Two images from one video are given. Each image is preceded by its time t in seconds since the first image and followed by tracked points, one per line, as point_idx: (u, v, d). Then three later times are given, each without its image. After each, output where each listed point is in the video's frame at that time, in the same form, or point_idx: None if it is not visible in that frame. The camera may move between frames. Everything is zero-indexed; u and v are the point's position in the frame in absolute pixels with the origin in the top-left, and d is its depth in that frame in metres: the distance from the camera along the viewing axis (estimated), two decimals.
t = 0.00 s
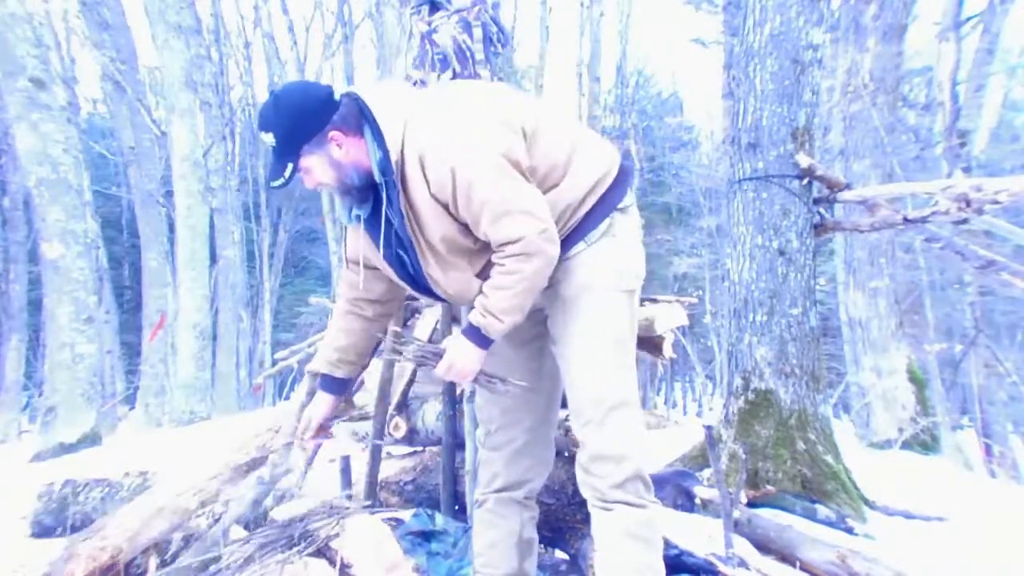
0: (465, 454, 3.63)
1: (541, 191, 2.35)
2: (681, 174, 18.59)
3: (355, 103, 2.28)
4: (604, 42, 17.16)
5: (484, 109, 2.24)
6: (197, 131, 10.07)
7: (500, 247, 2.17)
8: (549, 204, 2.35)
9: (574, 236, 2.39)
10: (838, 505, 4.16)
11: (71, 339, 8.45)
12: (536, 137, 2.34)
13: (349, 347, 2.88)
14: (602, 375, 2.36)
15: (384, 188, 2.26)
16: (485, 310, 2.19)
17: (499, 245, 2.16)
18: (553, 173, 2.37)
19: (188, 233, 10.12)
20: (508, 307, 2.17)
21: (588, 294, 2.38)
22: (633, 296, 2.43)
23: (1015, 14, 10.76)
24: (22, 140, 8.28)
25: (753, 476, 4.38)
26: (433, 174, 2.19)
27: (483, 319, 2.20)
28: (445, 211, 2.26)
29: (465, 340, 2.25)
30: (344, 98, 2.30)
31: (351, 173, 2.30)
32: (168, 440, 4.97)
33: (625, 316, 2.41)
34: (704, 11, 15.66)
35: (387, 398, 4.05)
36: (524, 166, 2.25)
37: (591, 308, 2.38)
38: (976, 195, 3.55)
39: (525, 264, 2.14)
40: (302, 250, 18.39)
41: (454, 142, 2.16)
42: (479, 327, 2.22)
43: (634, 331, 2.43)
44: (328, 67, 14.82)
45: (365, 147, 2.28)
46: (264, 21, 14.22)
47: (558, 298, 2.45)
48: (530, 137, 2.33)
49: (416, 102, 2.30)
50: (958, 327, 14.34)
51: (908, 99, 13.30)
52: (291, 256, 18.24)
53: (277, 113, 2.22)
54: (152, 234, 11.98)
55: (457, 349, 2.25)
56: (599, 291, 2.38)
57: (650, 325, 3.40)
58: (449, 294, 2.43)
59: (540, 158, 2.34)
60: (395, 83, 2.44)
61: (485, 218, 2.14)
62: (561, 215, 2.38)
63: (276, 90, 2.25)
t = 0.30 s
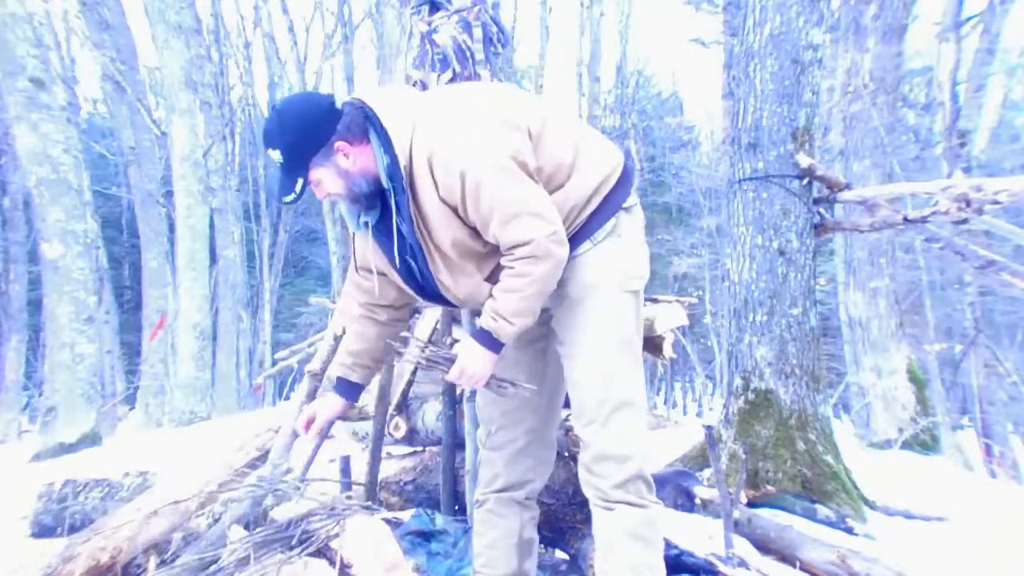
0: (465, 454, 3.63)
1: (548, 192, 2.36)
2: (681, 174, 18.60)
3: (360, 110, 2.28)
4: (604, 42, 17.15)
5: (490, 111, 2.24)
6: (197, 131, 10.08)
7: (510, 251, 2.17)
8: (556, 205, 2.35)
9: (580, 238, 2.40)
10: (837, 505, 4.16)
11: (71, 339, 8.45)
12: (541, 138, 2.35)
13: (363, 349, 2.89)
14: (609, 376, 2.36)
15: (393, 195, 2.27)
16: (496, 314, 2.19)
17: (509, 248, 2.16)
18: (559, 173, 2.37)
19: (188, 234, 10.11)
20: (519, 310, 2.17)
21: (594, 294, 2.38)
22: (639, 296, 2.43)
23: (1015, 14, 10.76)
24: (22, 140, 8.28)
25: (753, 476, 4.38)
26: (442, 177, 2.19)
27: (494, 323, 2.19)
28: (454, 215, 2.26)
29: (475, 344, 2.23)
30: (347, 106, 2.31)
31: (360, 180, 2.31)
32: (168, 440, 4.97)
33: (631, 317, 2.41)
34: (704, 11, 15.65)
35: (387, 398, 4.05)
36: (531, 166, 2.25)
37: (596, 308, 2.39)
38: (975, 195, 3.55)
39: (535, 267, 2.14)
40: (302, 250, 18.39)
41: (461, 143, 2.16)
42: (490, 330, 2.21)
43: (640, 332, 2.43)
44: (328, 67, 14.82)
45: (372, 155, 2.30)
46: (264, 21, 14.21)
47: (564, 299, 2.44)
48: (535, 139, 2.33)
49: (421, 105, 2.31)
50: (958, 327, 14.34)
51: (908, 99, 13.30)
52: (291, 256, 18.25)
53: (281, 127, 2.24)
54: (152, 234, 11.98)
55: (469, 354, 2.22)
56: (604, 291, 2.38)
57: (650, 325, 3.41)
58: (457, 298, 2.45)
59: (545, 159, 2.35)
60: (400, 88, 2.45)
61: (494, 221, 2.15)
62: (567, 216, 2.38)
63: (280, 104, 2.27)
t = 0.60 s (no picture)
0: (465, 454, 3.63)
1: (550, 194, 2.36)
2: (681, 174, 18.61)
3: (358, 124, 2.27)
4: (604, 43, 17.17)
5: (490, 115, 2.24)
6: (198, 131, 10.09)
7: (514, 254, 2.18)
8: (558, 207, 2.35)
9: (581, 238, 2.40)
10: (837, 505, 4.16)
11: (71, 339, 8.45)
12: (541, 140, 2.35)
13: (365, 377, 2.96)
14: (612, 375, 2.36)
15: (394, 206, 2.26)
16: (505, 317, 2.20)
17: (513, 250, 2.16)
18: (559, 174, 2.37)
19: (188, 234, 10.12)
20: (527, 313, 2.18)
21: (597, 293, 2.38)
22: (642, 295, 2.44)
23: (1016, 14, 10.75)
24: (22, 140, 8.29)
25: (753, 476, 4.38)
26: (443, 183, 2.19)
27: (503, 326, 2.21)
28: (457, 220, 2.27)
29: (487, 348, 2.24)
30: (346, 120, 2.30)
31: (361, 194, 2.30)
32: (168, 440, 4.98)
33: (634, 316, 2.41)
34: (704, 11, 15.67)
35: (388, 398, 4.05)
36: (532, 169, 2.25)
37: (598, 307, 2.39)
38: (976, 195, 3.55)
39: (541, 269, 2.15)
40: (302, 250, 18.40)
41: (461, 148, 2.16)
42: (500, 334, 2.22)
43: (643, 331, 2.44)
44: (328, 67, 14.83)
45: (373, 167, 2.29)
46: (264, 21, 14.23)
47: (566, 300, 2.45)
48: (535, 140, 2.33)
49: (418, 114, 2.31)
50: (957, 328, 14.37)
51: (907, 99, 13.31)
52: (291, 256, 18.26)
53: (283, 146, 2.22)
54: (152, 234, 11.99)
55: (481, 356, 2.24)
56: (606, 290, 2.39)
57: (650, 325, 3.37)
58: (462, 304, 2.45)
59: (546, 160, 2.35)
60: (395, 98, 2.44)
61: (497, 225, 2.15)
62: (570, 217, 2.38)
63: (278, 121, 2.26)
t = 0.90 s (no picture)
0: (465, 455, 3.62)
1: (550, 191, 2.35)
2: (681, 174, 18.60)
3: (364, 104, 2.27)
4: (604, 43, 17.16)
5: (495, 110, 2.24)
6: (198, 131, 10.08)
7: (512, 250, 2.17)
8: (558, 204, 2.35)
9: (581, 237, 2.41)
10: (837, 505, 4.15)
11: (71, 339, 8.46)
12: (544, 137, 2.35)
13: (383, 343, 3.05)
14: (610, 374, 2.36)
15: (394, 190, 2.26)
16: (496, 312, 2.22)
17: (512, 246, 2.16)
18: (561, 172, 2.36)
19: (188, 234, 10.12)
20: (520, 308, 2.19)
21: (596, 293, 2.39)
22: (641, 296, 2.44)
23: (1016, 14, 10.73)
24: (22, 141, 8.29)
25: (753, 476, 4.38)
26: (445, 175, 2.18)
27: (493, 321, 2.23)
28: (456, 212, 2.26)
29: (475, 342, 2.28)
30: (353, 99, 2.28)
31: (360, 173, 2.29)
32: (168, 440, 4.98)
33: (633, 316, 2.41)
34: (704, 11, 15.67)
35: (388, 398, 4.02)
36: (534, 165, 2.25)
37: (597, 308, 2.39)
38: (976, 195, 3.55)
39: (538, 266, 2.14)
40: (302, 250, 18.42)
41: (464, 141, 2.15)
42: (490, 329, 2.25)
43: (642, 332, 2.44)
44: (329, 67, 14.84)
45: (375, 147, 2.28)
46: (264, 21, 14.23)
47: (566, 297, 2.45)
48: (538, 138, 2.34)
49: (424, 104, 2.31)
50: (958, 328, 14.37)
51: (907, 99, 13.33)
52: (291, 257, 18.27)
53: (286, 116, 2.18)
54: (152, 234, 11.98)
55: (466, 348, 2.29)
56: (607, 290, 2.39)
57: (650, 325, 3.26)
58: (455, 294, 2.46)
59: (548, 158, 2.35)
60: (403, 84, 2.45)
61: (497, 219, 2.14)
62: (569, 215, 2.38)
63: (283, 93, 2.22)
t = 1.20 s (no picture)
0: (465, 454, 3.62)
1: (559, 191, 2.35)
2: (681, 174, 18.60)
3: (376, 97, 2.27)
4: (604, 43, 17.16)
5: (508, 109, 2.24)
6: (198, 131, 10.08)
7: (518, 250, 2.18)
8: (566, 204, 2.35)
9: (586, 238, 2.40)
10: (837, 505, 4.15)
11: (71, 339, 8.46)
12: (555, 136, 2.34)
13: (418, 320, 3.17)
14: (612, 375, 2.36)
15: (405, 185, 2.26)
16: (496, 307, 2.23)
17: (518, 245, 2.17)
18: (570, 172, 2.36)
19: (188, 234, 10.13)
20: (521, 307, 2.20)
21: (601, 295, 2.39)
22: (641, 297, 2.44)
23: (1016, 14, 10.73)
24: (22, 141, 8.30)
25: (753, 476, 4.38)
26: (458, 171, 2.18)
27: (491, 315, 2.23)
28: (467, 209, 2.26)
29: (474, 338, 2.28)
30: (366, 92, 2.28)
31: (373, 165, 2.28)
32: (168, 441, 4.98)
33: (634, 317, 2.41)
34: (704, 11, 15.67)
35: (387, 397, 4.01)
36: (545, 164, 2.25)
37: (602, 308, 2.39)
38: (976, 195, 3.55)
39: (543, 267, 2.16)
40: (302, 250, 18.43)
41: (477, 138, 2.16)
42: (487, 324, 2.25)
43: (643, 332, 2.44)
44: (329, 67, 14.85)
45: (387, 138, 2.27)
46: (264, 21, 14.24)
47: (570, 297, 2.44)
48: (549, 137, 2.33)
49: (438, 100, 2.31)
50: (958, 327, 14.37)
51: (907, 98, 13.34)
52: (291, 257, 18.29)
53: (300, 107, 2.15)
54: (152, 234, 11.97)
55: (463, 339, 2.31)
56: (609, 291, 2.39)
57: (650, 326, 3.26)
58: (462, 292, 2.46)
59: (558, 157, 2.34)
60: (417, 79, 2.46)
61: (507, 219, 2.14)
62: (577, 214, 2.38)
63: (296, 85, 2.19)
